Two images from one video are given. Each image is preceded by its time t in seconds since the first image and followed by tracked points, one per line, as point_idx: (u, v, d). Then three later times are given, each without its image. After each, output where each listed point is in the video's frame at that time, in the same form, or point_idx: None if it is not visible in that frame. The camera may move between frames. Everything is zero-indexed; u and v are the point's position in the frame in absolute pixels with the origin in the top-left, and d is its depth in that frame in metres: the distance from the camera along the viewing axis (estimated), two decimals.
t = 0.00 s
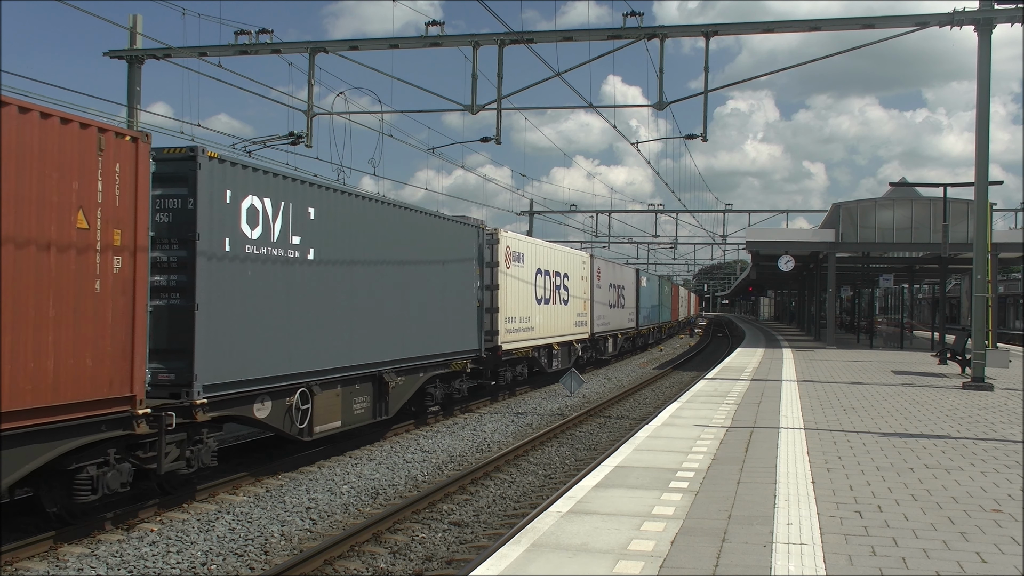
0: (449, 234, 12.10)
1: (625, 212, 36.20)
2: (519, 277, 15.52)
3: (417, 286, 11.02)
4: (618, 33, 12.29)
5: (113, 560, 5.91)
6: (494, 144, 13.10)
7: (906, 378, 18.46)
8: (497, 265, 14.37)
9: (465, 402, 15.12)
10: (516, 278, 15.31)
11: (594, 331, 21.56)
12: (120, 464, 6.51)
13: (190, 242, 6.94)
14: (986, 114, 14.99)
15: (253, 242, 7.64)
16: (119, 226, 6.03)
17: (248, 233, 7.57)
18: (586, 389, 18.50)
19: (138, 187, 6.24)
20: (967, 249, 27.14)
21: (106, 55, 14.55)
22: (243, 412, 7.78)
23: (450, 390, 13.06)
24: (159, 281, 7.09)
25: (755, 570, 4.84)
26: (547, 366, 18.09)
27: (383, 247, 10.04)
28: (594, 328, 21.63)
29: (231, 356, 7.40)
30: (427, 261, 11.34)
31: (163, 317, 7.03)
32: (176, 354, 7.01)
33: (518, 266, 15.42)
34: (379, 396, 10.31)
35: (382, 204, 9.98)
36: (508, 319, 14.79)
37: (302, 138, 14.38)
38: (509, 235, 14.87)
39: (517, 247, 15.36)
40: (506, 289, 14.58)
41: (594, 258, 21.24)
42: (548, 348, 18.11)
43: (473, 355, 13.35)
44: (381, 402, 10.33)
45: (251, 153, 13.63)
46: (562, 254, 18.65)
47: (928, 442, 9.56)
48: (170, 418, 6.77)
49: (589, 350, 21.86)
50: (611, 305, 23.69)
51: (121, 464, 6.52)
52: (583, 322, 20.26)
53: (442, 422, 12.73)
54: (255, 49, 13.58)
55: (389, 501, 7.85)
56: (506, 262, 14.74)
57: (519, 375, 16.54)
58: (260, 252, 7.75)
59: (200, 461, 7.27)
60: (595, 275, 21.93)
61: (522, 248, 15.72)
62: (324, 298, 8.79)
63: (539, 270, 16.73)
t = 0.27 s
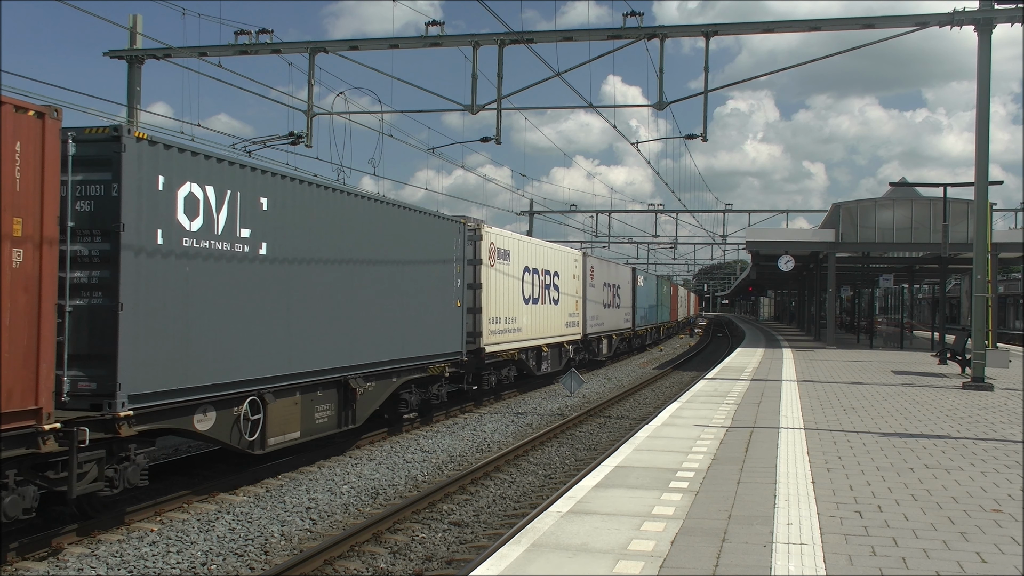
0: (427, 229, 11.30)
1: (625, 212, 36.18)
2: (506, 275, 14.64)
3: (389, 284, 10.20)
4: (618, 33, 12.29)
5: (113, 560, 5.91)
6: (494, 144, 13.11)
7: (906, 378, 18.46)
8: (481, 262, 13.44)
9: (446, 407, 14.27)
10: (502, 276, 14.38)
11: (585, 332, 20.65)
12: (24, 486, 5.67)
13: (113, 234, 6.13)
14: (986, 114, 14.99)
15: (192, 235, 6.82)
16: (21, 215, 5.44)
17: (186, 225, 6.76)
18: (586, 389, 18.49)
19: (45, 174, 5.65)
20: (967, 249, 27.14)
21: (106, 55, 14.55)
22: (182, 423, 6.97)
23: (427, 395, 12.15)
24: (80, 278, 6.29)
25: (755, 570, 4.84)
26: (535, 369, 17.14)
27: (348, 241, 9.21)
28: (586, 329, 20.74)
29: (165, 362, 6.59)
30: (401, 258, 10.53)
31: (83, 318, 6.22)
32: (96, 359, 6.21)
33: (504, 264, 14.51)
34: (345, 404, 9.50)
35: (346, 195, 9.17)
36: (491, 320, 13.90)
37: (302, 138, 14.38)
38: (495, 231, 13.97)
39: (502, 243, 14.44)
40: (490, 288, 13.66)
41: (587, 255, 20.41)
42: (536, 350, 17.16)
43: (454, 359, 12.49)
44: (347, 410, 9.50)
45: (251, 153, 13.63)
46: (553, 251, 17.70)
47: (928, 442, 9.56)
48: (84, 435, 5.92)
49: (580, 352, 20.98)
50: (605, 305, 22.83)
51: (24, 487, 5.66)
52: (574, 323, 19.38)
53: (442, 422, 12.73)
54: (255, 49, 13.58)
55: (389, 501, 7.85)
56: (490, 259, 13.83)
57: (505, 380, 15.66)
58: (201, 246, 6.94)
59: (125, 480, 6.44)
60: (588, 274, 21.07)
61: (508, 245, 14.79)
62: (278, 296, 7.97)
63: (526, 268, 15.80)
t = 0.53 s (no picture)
0: (400, 225, 10.50)
1: (625, 213, 36.16)
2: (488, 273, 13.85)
3: (355, 283, 9.39)
4: (618, 33, 12.29)
5: (113, 560, 5.91)
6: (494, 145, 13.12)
7: (906, 378, 18.46)
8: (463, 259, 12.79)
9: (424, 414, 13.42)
10: (486, 274, 13.71)
11: (577, 332, 19.94)
12: None
13: (12, 222, 5.29)
14: (986, 114, 14.99)
15: (115, 225, 5.99)
16: None
17: (108, 214, 5.93)
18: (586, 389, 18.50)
19: None
20: (967, 249, 27.14)
21: (106, 55, 14.56)
22: (107, 439, 6.15)
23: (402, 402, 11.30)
24: None
25: (754, 570, 4.84)
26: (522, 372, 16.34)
27: (306, 235, 8.41)
28: (577, 330, 20.03)
29: (88, 369, 5.81)
30: (370, 256, 9.73)
31: None
32: None
33: (488, 261, 13.86)
34: (305, 412, 8.68)
35: (306, 185, 8.43)
36: (473, 321, 13.13)
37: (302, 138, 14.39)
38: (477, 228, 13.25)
39: (487, 240, 13.78)
40: (472, 287, 13.01)
41: (579, 254, 19.75)
42: (523, 351, 16.37)
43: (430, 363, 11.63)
44: (307, 419, 8.68)
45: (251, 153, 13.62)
46: (541, 249, 16.99)
47: (928, 442, 9.56)
48: None
49: (572, 353, 20.27)
50: (599, 305, 22.14)
51: None
52: (566, 323, 18.67)
53: (442, 422, 12.72)
54: (255, 49, 13.58)
55: (389, 501, 7.85)
56: (471, 256, 13.11)
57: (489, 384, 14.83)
58: (127, 239, 6.10)
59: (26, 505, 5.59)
60: (581, 272, 20.33)
61: (492, 242, 14.13)
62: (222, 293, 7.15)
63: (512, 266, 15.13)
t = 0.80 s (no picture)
0: (370, 219, 9.63)
1: (625, 213, 36.15)
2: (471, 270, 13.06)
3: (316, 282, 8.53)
4: (618, 33, 12.29)
5: (113, 560, 5.91)
6: (494, 145, 13.12)
7: (906, 377, 18.45)
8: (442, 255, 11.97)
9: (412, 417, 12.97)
10: (467, 272, 12.86)
11: (569, 333, 19.06)
12: None
13: None
14: (986, 114, 14.99)
15: None
16: None
17: (3, 200, 5.08)
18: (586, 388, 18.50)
19: None
20: (967, 249, 27.14)
21: (105, 55, 14.55)
22: (5, 458, 5.40)
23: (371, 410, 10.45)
24: None
25: (755, 570, 4.84)
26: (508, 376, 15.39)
27: (256, 230, 7.56)
28: (569, 330, 19.18)
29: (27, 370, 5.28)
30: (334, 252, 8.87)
31: None
32: None
33: (469, 258, 13.01)
34: (256, 424, 7.85)
35: (284, 178, 8.03)
36: (451, 321, 12.29)
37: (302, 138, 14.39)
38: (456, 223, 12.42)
39: (467, 236, 12.92)
40: (451, 285, 12.20)
41: (572, 251, 18.92)
42: (510, 354, 15.43)
43: (403, 368, 10.76)
44: (257, 431, 7.85)
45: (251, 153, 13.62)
46: (530, 246, 16.16)
47: (928, 442, 9.56)
48: None
49: (564, 355, 19.41)
50: (593, 305, 21.32)
51: None
52: (556, 323, 17.79)
53: (442, 422, 12.72)
54: (255, 49, 13.58)
55: (389, 501, 7.85)
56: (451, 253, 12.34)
57: (471, 389, 13.90)
58: (29, 229, 5.25)
59: None
60: (574, 270, 19.49)
61: (474, 237, 13.27)
62: (154, 294, 6.31)
63: (498, 264, 14.30)
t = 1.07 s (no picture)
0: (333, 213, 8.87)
1: (626, 212, 36.11)
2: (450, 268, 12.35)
3: (270, 281, 7.76)
4: (618, 33, 12.29)
5: (113, 560, 5.91)
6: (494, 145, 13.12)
7: (906, 378, 18.46)
8: (417, 251, 11.28)
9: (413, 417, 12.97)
10: (446, 269, 12.15)
11: (558, 335, 18.32)
12: None
13: None
14: (986, 113, 14.99)
15: None
16: None
17: None
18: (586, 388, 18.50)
19: None
20: (967, 250, 27.14)
21: (106, 55, 14.55)
22: None
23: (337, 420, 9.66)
24: None
25: (755, 570, 4.84)
26: (492, 379, 14.56)
27: (197, 222, 6.80)
28: (559, 332, 18.46)
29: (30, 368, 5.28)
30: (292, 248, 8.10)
31: None
32: None
33: (449, 254, 12.29)
34: (194, 438, 7.05)
35: (285, 179, 8.04)
36: (427, 322, 11.55)
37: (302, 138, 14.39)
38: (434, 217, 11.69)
39: (447, 231, 12.18)
40: (428, 283, 11.50)
41: (562, 250, 18.25)
42: (494, 356, 14.63)
43: (373, 374, 9.95)
44: (196, 445, 7.06)
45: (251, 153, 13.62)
46: (517, 243, 15.46)
47: (928, 442, 9.56)
48: None
49: (555, 357, 18.65)
50: (585, 305, 20.62)
51: None
52: (545, 324, 17.08)
53: (442, 422, 12.72)
54: (255, 49, 13.58)
55: (389, 501, 7.85)
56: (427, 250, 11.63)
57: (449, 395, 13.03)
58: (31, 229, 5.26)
59: None
60: (564, 269, 18.79)
61: (456, 233, 12.57)
62: (71, 292, 5.56)
63: (482, 260, 13.60)
